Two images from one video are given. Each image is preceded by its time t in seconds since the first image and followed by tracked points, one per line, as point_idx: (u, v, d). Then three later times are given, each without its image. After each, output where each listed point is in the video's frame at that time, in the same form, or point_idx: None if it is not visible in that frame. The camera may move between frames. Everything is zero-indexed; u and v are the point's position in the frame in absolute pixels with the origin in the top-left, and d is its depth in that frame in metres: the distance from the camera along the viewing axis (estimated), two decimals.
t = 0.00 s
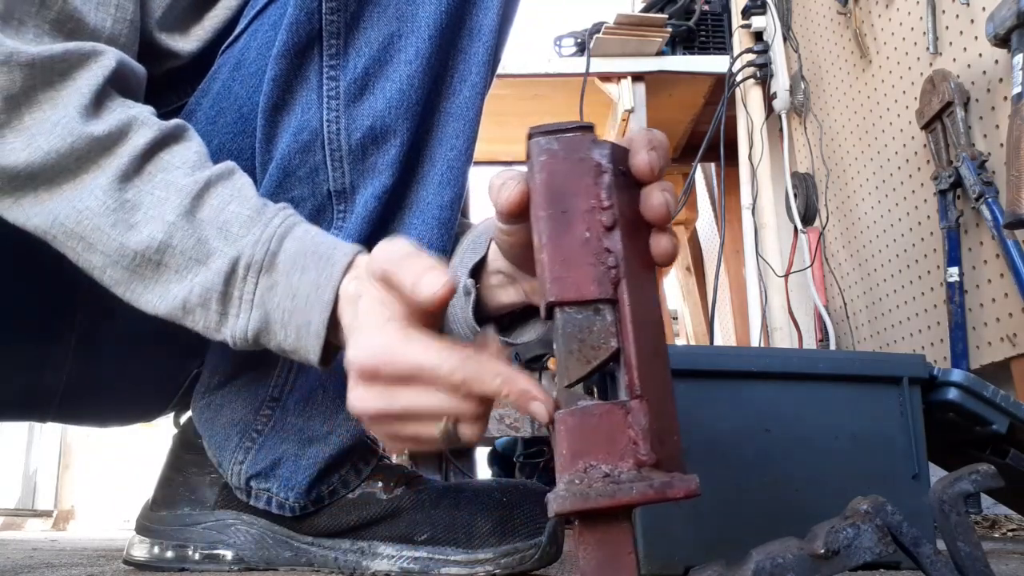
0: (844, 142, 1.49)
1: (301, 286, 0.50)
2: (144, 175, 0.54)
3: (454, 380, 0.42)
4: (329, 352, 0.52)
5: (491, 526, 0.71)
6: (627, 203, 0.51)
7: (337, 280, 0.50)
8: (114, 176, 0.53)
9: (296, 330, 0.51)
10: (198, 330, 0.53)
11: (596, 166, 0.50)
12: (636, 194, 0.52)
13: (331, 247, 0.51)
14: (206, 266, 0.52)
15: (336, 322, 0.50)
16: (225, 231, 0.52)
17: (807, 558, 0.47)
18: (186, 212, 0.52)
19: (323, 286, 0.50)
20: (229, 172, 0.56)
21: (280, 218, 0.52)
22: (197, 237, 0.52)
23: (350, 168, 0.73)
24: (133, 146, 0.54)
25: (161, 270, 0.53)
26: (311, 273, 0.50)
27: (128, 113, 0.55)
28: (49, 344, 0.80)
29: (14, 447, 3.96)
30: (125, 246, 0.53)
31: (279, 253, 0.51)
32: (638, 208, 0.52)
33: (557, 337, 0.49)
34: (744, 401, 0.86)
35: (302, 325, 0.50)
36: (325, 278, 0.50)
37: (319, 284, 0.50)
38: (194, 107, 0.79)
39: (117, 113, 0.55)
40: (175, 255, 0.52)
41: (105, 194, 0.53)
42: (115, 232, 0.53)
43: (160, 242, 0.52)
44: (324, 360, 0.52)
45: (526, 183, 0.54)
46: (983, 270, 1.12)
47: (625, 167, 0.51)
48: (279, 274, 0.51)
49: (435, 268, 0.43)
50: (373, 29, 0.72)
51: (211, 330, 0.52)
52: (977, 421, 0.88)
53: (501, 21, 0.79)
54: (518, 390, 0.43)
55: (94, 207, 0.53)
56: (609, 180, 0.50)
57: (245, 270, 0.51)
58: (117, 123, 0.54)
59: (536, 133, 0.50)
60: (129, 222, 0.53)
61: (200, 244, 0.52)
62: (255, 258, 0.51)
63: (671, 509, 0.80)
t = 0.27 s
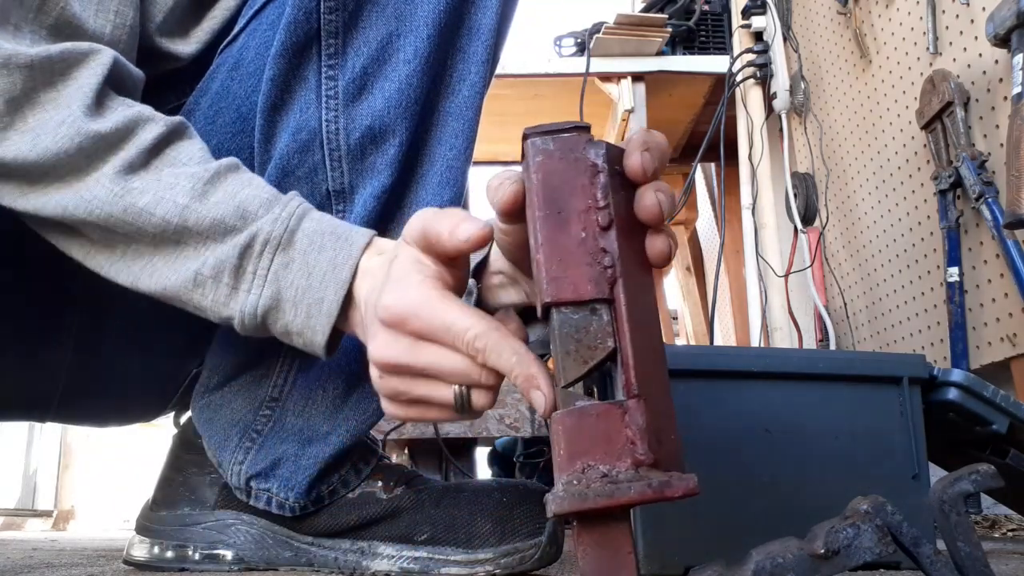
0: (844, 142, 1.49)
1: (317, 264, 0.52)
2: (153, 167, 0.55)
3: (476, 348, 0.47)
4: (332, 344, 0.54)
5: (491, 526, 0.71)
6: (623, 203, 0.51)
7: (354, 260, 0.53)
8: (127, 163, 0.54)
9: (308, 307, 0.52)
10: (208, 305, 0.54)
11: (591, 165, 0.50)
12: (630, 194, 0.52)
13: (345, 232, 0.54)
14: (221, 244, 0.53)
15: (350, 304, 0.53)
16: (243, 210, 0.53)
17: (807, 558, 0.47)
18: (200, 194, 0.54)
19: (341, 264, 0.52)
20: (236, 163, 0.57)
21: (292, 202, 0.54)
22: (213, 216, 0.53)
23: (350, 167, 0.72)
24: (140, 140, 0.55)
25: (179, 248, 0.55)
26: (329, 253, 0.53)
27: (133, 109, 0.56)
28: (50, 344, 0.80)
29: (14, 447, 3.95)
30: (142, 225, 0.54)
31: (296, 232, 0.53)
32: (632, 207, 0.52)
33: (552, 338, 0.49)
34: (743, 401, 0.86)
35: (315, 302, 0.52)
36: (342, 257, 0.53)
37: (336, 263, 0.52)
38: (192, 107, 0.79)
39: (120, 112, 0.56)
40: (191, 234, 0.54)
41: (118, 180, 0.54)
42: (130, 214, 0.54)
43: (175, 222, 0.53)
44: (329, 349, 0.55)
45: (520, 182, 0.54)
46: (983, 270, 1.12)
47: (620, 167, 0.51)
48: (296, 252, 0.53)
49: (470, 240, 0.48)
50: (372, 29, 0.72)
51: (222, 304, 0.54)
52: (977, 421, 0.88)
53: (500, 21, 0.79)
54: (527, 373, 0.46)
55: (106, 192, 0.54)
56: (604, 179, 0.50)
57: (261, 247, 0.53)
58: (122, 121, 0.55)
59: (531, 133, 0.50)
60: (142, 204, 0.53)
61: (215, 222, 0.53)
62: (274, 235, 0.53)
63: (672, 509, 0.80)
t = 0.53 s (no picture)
0: (844, 142, 1.49)
1: (317, 259, 0.53)
2: (154, 167, 0.56)
3: (488, 342, 0.48)
4: (327, 341, 0.55)
5: (491, 526, 0.71)
6: (630, 204, 0.50)
7: (354, 256, 0.54)
8: (128, 164, 0.55)
9: (308, 301, 0.53)
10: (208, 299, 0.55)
11: (599, 166, 0.49)
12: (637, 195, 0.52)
13: (345, 229, 0.55)
14: (222, 240, 0.54)
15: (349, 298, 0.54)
16: (245, 209, 0.54)
17: (807, 558, 0.47)
18: (201, 192, 0.54)
19: (342, 259, 0.53)
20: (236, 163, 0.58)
21: (293, 199, 0.55)
22: (215, 213, 0.54)
23: (350, 167, 0.72)
24: (140, 141, 0.55)
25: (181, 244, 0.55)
26: (330, 248, 0.54)
27: (133, 110, 0.56)
28: (49, 343, 0.80)
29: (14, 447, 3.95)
30: (145, 224, 0.55)
31: (298, 228, 0.54)
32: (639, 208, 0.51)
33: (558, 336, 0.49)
34: (743, 401, 0.86)
35: (315, 297, 0.53)
36: (343, 253, 0.54)
37: (336, 259, 0.53)
38: (193, 107, 0.79)
39: (119, 112, 0.56)
40: (193, 231, 0.54)
41: (120, 180, 0.54)
42: (133, 213, 0.54)
43: (177, 220, 0.54)
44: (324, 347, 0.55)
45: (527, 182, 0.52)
46: (983, 270, 1.12)
47: (627, 167, 0.51)
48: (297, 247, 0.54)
49: (478, 238, 0.48)
50: (372, 29, 0.72)
51: (221, 297, 0.54)
52: (977, 421, 0.88)
53: (500, 20, 0.79)
54: (533, 369, 0.46)
55: (108, 192, 0.54)
56: (610, 180, 0.49)
57: (263, 242, 0.53)
58: (122, 121, 0.55)
59: (538, 131, 0.50)
60: (144, 203, 0.54)
61: (217, 219, 0.54)
62: (276, 231, 0.53)
63: (672, 509, 0.80)
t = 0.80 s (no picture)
0: (844, 142, 1.49)
1: (318, 294, 0.50)
2: (160, 188, 0.54)
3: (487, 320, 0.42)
4: (314, 385, 0.51)
5: (491, 525, 0.71)
6: (651, 209, 0.51)
7: (356, 294, 0.50)
8: (136, 181, 0.53)
9: (302, 337, 0.50)
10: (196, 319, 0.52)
11: (623, 172, 0.50)
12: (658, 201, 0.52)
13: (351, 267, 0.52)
14: (223, 264, 0.51)
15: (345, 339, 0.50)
16: (251, 235, 0.52)
17: (807, 558, 0.47)
18: (207, 215, 0.52)
19: (343, 298, 0.49)
20: (246, 196, 0.56)
21: (301, 233, 0.52)
22: (219, 237, 0.51)
23: (350, 167, 0.73)
24: (152, 160, 0.54)
25: (180, 267, 0.53)
26: (332, 286, 0.50)
27: (146, 127, 0.55)
28: (49, 343, 0.80)
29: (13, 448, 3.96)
30: (147, 243, 0.53)
31: (302, 260, 0.51)
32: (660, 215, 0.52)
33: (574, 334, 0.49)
34: (742, 401, 0.86)
35: (310, 333, 0.50)
36: (344, 291, 0.50)
37: (336, 296, 0.50)
38: (193, 107, 0.78)
39: (128, 127, 0.55)
40: (196, 253, 0.52)
41: (125, 197, 0.53)
42: (134, 231, 0.52)
43: (179, 240, 0.52)
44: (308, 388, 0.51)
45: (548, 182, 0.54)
46: (982, 270, 1.12)
47: (650, 174, 0.52)
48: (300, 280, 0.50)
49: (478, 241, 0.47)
50: (372, 29, 0.72)
51: (212, 323, 0.51)
52: (977, 420, 0.88)
53: (500, 20, 0.79)
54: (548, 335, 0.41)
55: (112, 208, 0.52)
56: (634, 185, 0.50)
57: (264, 270, 0.50)
58: (131, 134, 0.54)
59: (564, 134, 0.50)
60: (147, 221, 0.52)
61: (219, 242, 0.51)
62: (278, 259, 0.50)
63: (671, 509, 0.80)
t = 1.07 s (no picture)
0: (844, 142, 1.49)
1: (308, 298, 0.50)
2: (150, 181, 0.54)
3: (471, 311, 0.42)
4: (295, 399, 0.51)
5: (491, 526, 0.71)
6: (658, 214, 0.51)
7: (346, 301, 0.50)
8: (126, 173, 0.53)
9: (287, 341, 0.50)
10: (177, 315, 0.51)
11: (631, 179, 0.50)
12: (665, 207, 0.53)
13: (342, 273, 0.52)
14: (211, 261, 0.51)
15: (331, 346, 0.50)
16: (242, 234, 0.51)
17: (807, 558, 0.47)
18: (197, 210, 0.52)
19: (332, 304, 0.50)
20: (238, 197, 0.56)
21: (292, 236, 0.52)
22: (208, 232, 0.51)
23: (351, 167, 0.73)
24: (145, 152, 0.54)
25: (166, 262, 0.53)
26: (322, 291, 0.50)
27: (139, 121, 0.55)
28: (48, 343, 0.80)
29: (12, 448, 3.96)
30: (133, 235, 0.52)
31: (293, 263, 0.51)
32: (668, 222, 0.53)
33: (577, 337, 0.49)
34: (741, 400, 0.86)
35: (296, 338, 0.50)
36: (335, 297, 0.50)
37: (326, 301, 0.50)
38: (194, 107, 0.79)
39: (122, 120, 0.55)
40: (183, 248, 0.52)
41: (113, 187, 0.52)
42: (121, 222, 0.52)
43: (167, 234, 0.52)
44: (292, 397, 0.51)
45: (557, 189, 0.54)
46: (983, 270, 1.12)
47: (657, 181, 0.52)
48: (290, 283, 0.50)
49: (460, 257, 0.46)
50: (373, 29, 0.72)
51: (195, 322, 0.51)
52: (977, 421, 0.88)
53: (501, 21, 0.79)
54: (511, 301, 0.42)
55: (98, 197, 0.52)
56: (643, 192, 0.50)
57: (253, 271, 0.50)
58: (125, 128, 0.54)
59: (575, 139, 0.50)
60: (134, 213, 0.52)
61: (208, 239, 0.51)
62: (269, 261, 0.50)
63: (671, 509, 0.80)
